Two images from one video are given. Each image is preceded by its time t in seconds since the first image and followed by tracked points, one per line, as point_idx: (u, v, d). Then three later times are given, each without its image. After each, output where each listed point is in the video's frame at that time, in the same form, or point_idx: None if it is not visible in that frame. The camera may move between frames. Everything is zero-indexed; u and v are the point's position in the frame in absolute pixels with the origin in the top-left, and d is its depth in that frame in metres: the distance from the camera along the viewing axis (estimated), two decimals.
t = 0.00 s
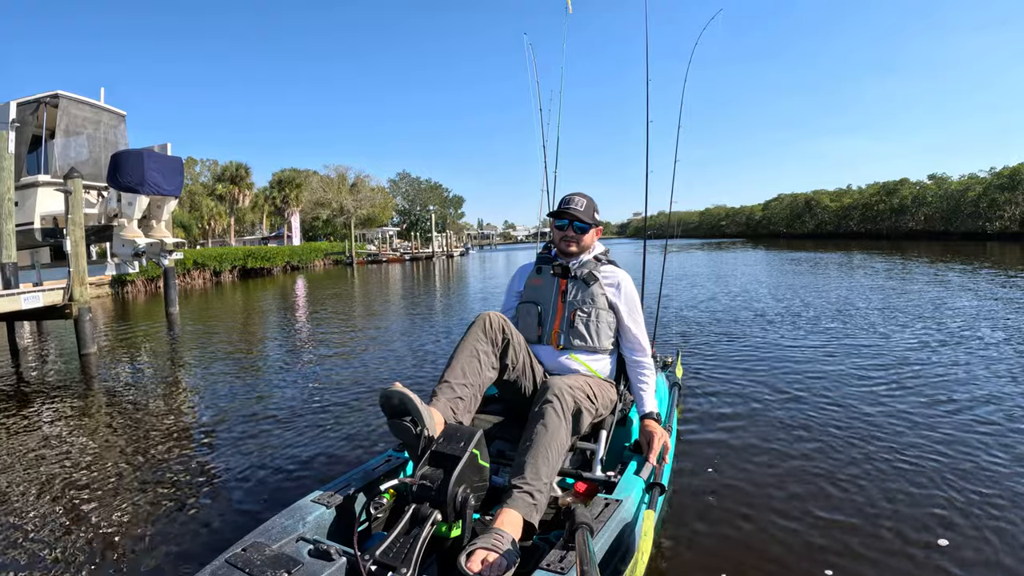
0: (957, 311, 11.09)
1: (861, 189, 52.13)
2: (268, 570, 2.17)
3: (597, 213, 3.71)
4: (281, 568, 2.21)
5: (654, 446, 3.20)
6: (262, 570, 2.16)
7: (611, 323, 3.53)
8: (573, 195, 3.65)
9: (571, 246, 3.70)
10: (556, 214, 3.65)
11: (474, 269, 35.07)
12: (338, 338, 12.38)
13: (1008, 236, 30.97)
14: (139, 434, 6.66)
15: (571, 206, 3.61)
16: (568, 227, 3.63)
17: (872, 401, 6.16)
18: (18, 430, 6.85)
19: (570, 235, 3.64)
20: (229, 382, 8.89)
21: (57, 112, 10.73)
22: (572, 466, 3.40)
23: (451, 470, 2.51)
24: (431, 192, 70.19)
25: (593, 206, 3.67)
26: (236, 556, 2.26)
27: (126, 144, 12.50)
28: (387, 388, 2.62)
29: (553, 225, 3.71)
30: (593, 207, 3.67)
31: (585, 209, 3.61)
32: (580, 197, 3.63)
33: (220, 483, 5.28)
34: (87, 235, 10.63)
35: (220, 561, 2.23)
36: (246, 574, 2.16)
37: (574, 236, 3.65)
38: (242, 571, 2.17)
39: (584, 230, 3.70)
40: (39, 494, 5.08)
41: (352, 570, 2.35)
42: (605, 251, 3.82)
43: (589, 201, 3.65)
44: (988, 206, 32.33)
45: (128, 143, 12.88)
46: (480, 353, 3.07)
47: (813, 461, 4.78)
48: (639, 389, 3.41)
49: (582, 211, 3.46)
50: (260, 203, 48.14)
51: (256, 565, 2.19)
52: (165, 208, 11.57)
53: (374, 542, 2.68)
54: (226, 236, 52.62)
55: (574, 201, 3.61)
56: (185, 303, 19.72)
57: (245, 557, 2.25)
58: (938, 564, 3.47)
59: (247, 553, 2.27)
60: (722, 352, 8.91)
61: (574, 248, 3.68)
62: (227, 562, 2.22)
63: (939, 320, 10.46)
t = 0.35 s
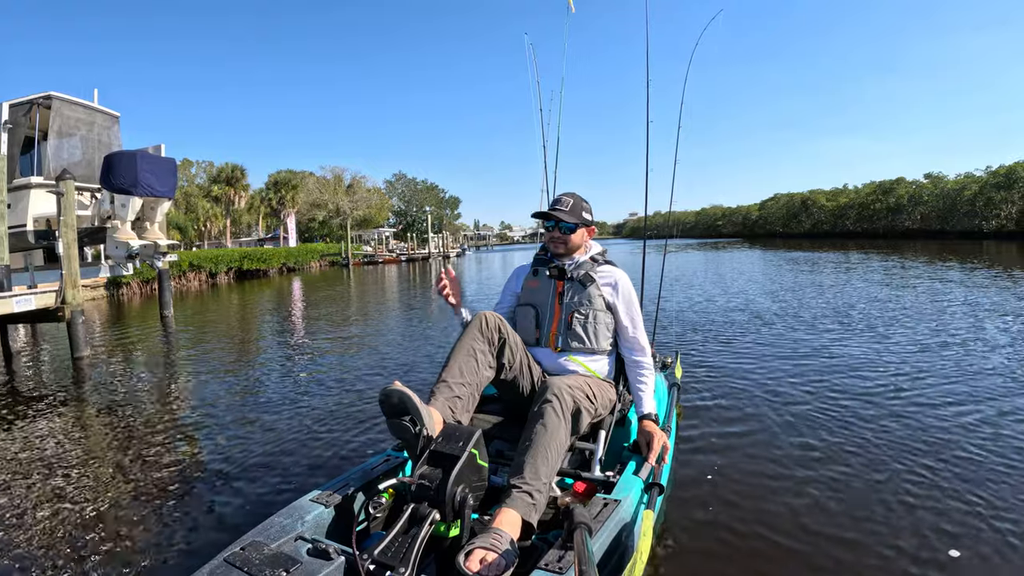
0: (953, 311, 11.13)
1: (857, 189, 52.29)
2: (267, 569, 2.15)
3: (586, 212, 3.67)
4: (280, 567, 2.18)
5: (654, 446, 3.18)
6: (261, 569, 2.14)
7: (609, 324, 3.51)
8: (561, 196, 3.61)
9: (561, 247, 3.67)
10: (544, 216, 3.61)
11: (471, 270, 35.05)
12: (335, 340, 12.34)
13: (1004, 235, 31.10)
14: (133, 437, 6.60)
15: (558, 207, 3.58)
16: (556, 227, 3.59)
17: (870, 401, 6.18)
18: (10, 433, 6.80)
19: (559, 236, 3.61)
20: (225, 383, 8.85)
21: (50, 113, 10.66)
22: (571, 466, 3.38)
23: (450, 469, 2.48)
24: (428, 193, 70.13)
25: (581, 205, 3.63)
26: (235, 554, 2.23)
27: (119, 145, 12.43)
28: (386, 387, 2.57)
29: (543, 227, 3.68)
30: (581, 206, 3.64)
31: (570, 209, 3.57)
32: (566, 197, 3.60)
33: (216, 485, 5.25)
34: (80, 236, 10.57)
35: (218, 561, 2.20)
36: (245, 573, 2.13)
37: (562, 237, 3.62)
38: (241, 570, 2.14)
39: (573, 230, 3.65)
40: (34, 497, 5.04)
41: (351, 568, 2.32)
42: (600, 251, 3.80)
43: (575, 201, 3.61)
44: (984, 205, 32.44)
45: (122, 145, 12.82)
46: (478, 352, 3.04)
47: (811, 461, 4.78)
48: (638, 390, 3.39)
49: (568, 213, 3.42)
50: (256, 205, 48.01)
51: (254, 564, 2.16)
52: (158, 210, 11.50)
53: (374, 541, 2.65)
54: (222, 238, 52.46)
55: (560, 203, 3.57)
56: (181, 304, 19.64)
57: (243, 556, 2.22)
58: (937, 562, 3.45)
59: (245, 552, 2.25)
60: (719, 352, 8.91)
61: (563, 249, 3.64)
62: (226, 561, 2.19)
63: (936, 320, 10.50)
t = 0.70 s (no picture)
0: (950, 312, 11.18)
1: (853, 190, 52.47)
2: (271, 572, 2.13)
3: (587, 212, 3.65)
4: (285, 570, 2.16)
5: (658, 447, 3.17)
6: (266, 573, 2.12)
7: (612, 325, 3.50)
8: (561, 195, 3.60)
9: (562, 246, 3.65)
10: (545, 215, 3.59)
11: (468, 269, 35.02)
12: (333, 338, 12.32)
13: (1000, 236, 31.25)
14: (128, 436, 6.56)
15: (559, 206, 3.57)
16: (557, 226, 3.58)
17: (868, 403, 6.21)
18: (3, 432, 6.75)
19: (559, 234, 3.59)
20: (222, 382, 8.81)
21: (44, 110, 10.58)
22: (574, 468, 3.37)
23: (454, 473, 2.47)
24: (425, 191, 70.02)
25: (581, 204, 3.61)
26: (240, 559, 2.21)
27: (115, 142, 12.36)
28: (389, 389, 2.53)
29: (543, 226, 3.67)
30: (582, 206, 3.62)
31: (572, 208, 3.56)
32: (566, 197, 3.58)
33: (214, 485, 5.22)
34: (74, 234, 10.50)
35: (223, 565, 2.18)
36: None
37: (563, 235, 3.60)
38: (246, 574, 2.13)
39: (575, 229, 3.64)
40: (30, 497, 5.00)
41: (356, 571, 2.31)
42: (602, 251, 3.78)
43: (576, 200, 3.59)
44: (981, 206, 32.61)
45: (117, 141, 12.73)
46: (480, 356, 3.02)
47: (810, 462, 4.80)
48: (642, 389, 3.37)
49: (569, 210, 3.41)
50: (252, 203, 47.83)
51: (259, 568, 2.15)
52: (154, 207, 11.43)
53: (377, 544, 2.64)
54: (218, 235, 52.30)
55: (561, 201, 3.56)
56: (177, 302, 19.56)
57: (248, 560, 2.20)
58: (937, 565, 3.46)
59: (250, 556, 2.23)
60: (717, 353, 8.91)
61: (564, 248, 3.62)
62: (231, 564, 2.17)
63: (933, 321, 10.55)
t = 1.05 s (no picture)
0: (945, 314, 11.27)
1: (850, 191, 52.69)
2: (267, 570, 2.11)
3: (580, 211, 3.61)
4: (280, 568, 2.14)
5: (655, 447, 3.15)
6: (262, 570, 2.10)
7: (606, 324, 3.48)
8: (554, 195, 3.55)
9: (556, 245, 3.63)
10: (539, 214, 3.57)
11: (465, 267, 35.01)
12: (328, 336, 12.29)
13: (996, 238, 31.47)
14: (121, 434, 6.52)
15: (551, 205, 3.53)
16: (550, 226, 3.55)
17: (862, 404, 6.24)
18: None
19: (553, 234, 3.56)
20: (216, 380, 8.77)
21: (38, 106, 10.48)
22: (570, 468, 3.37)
23: (449, 471, 2.46)
24: (422, 189, 69.95)
25: (575, 203, 3.57)
26: (236, 556, 2.18)
27: (109, 139, 12.27)
28: (364, 394, 2.41)
29: (537, 226, 3.65)
30: (575, 205, 3.57)
31: (565, 207, 3.51)
32: (560, 197, 3.54)
33: (207, 483, 5.18)
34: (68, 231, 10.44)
35: (218, 562, 2.15)
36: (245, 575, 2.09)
37: (558, 234, 3.57)
38: (242, 572, 2.10)
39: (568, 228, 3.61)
40: (22, 494, 4.97)
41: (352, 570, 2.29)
42: (596, 251, 3.75)
43: (570, 199, 3.55)
44: (978, 207, 32.86)
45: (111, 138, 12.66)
46: (465, 379, 2.93)
47: (805, 465, 4.83)
48: (642, 388, 3.35)
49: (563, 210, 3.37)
50: (248, 200, 47.67)
51: (255, 565, 2.13)
52: (148, 204, 11.36)
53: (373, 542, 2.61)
54: (214, 232, 52.11)
55: (555, 201, 3.52)
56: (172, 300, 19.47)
57: (243, 557, 2.18)
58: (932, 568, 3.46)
59: (245, 554, 2.20)
60: (713, 353, 8.90)
61: (558, 247, 3.61)
62: (226, 562, 2.15)
63: (929, 322, 10.57)
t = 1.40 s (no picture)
0: (940, 315, 11.36)
1: (845, 192, 52.99)
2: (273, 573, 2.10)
3: (581, 212, 3.61)
4: (286, 571, 2.13)
5: (659, 447, 3.17)
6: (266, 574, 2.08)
7: (608, 324, 3.48)
8: (554, 196, 3.54)
9: (559, 246, 3.64)
10: (539, 216, 3.57)
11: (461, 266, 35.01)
12: (325, 334, 12.26)
13: (991, 240, 31.73)
14: (117, 432, 6.48)
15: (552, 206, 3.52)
16: (552, 227, 3.55)
17: (860, 404, 6.28)
18: None
19: (555, 235, 3.57)
20: (213, 378, 8.73)
21: (33, 101, 10.40)
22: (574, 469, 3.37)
23: (454, 473, 2.44)
24: (418, 188, 69.84)
25: (575, 204, 3.57)
26: (241, 559, 2.18)
27: (104, 134, 12.20)
28: (342, 438, 2.52)
29: (539, 228, 3.65)
30: (576, 206, 3.57)
31: (566, 208, 3.51)
32: (561, 198, 3.53)
33: (205, 481, 5.16)
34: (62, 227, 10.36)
35: (223, 566, 2.14)
36: None
37: (559, 235, 3.57)
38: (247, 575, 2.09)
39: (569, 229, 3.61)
40: (17, 492, 4.92)
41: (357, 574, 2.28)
42: (598, 251, 3.76)
43: (570, 200, 3.54)
44: (974, 210, 33.11)
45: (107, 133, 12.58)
46: (460, 420, 3.01)
47: (805, 464, 4.85)
48: (645, 388, 3.35)
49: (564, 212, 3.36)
50: (244, 197, 47.45)
51: (260, 569, 2.12)
52: (143, 201, 11.30)
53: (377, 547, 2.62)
54: (209, 229, 51.87)
55: (555, 202, 3.51)
56: (167, 297, 19.37)
57: (249, 561, 2.17)
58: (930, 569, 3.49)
59: (251, 558, 2.19)
60: (711, 354, 8.93)
61: (561, 249, 3.62)
62: (232, 566, 2.14)
63: (925, 324, 10.64)
